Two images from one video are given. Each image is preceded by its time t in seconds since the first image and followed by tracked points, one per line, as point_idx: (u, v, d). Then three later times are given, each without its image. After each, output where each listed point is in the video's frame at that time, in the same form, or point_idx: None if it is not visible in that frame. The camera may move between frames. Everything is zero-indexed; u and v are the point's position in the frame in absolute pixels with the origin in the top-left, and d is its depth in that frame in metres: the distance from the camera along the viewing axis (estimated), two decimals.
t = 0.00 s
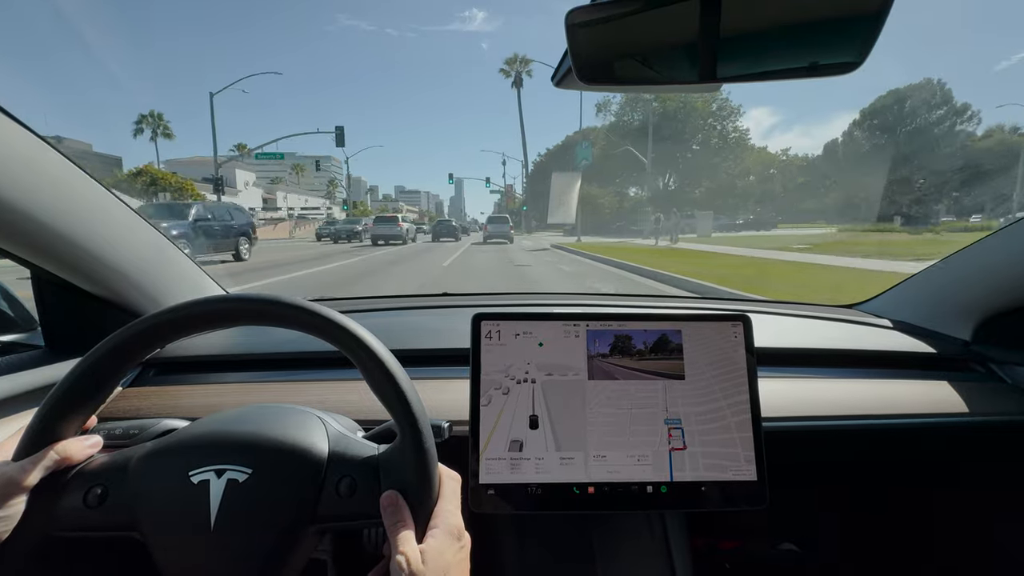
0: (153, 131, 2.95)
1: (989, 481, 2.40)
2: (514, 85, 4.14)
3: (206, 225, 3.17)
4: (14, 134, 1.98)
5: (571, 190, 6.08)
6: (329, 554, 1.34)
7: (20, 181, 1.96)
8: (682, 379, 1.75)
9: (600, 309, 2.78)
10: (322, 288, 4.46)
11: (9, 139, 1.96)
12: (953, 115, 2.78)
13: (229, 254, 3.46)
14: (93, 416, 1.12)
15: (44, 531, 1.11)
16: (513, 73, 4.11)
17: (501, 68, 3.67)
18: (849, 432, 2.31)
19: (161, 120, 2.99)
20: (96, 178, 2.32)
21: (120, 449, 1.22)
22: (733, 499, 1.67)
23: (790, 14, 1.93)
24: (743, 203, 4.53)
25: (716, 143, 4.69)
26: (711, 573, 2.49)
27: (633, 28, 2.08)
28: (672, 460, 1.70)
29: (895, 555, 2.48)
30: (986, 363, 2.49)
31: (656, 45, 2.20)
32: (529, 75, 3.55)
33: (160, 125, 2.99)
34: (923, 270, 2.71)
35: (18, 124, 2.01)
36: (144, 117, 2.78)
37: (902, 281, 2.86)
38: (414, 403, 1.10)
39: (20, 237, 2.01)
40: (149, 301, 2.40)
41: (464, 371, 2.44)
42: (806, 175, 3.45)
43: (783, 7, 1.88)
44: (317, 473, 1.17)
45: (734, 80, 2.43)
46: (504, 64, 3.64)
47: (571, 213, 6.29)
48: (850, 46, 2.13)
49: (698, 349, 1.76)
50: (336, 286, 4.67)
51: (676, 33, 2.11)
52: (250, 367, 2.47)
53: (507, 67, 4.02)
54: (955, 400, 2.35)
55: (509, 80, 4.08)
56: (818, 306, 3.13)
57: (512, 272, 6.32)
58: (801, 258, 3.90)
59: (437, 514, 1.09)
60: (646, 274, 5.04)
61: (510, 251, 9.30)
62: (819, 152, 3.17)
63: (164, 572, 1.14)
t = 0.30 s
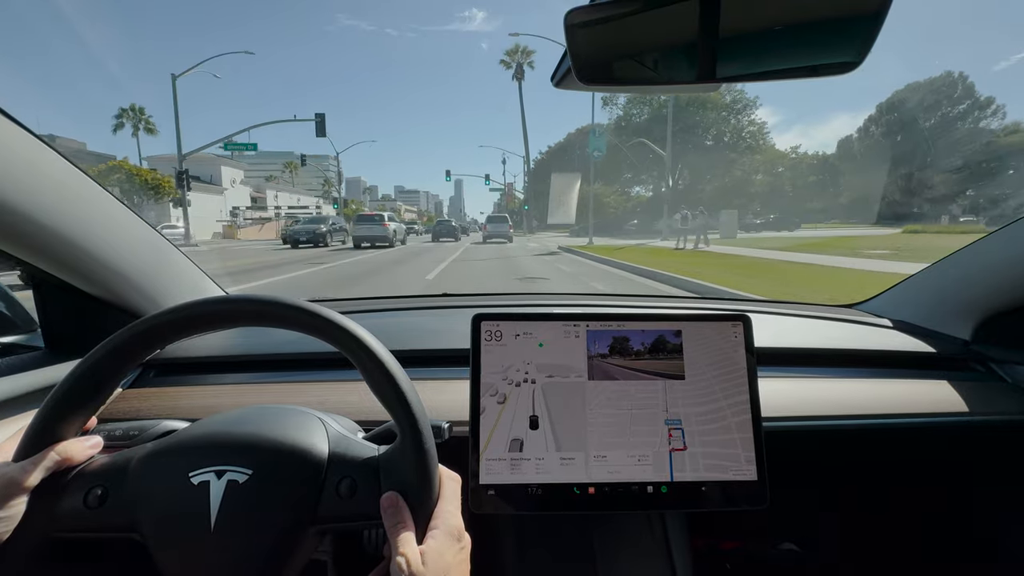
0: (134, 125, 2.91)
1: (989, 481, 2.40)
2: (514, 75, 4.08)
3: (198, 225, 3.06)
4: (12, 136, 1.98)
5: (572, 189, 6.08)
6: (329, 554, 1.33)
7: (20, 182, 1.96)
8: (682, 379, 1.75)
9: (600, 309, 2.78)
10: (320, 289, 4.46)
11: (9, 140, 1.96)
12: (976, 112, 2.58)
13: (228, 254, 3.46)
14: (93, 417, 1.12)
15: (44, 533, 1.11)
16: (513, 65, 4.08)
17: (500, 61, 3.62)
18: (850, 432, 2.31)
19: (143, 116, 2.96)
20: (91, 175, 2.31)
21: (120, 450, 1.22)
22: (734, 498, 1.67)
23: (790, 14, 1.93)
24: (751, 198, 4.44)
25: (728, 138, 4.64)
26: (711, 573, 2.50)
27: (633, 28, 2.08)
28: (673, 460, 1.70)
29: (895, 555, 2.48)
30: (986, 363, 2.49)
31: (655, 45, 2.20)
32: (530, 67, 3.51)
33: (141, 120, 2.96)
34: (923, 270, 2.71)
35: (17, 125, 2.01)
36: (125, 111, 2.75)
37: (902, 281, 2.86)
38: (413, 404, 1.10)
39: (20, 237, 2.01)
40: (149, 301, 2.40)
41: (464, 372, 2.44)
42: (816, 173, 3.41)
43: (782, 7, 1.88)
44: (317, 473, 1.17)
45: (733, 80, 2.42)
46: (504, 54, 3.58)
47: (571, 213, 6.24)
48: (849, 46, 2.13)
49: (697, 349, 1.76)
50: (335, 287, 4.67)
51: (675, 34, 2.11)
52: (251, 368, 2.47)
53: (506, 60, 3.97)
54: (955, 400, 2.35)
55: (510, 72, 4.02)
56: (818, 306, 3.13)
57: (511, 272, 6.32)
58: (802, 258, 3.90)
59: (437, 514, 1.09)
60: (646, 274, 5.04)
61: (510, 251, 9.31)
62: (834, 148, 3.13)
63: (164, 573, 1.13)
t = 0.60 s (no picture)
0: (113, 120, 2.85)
1: (989, 480, 2.40)
2: (513, 66, 4.06)
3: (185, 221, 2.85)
4: (10, 135, 1.97)
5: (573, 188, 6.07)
6: (330, 555, 1.33)
7: (20, 183, 1.96)
8: (682, 379, 1.75)
9: (600, 309, 2.78)
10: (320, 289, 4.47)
11: (9, 141, 1.96)
12: (1000, 107, 2.44)
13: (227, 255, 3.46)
14: (94, 417, 1.12)
15: (45, 533, 1.11)
16: (513, 56, 4.05)
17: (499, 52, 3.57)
18: (850, 431, 2.31)
19: (122, 109, 2.91)
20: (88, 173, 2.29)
21: (121, 450, 1.23)
22: (734, 498, 1.67)
23: (790, 13, 1.93)
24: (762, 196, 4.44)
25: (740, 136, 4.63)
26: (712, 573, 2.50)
27: (632, 28, 2.08)
28: (673, 459, 1.70)
29: (895, 554, 2.48)
30: (985, 361, 2.49)
31: (654, 44, 2.20)
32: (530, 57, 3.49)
33: (120, 115, 2.91)
34: (924, 269, 2.71)
35: (17, 126, 2.01)
36: (103, 105, 2.72)
37: (902, 280, 2.86)
38: (413, 405, 1.10)
39: (20, 237, 2.01)
40: (149, 301, 2.41)
41: (464, 372, 2.45)
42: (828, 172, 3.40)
43: (782, 7, 1.88)
44: (317, 473, 1.17)
45: (733, 79, 2.42)
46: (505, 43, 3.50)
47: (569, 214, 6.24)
48: (849, 45, 2.14)
49: (698, 349, 1.76)
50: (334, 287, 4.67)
51: (674, 34, 2.11)
52: (251, 368, 2.47)
53: (505, 52, 3.96)
54: (955, 399, 2.35)
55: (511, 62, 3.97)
56: (818, 305, 3.13)
57: (511, 272, 6.32)
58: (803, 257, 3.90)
59: (437, 516, 1.09)
60: (646, 274, 5.04)
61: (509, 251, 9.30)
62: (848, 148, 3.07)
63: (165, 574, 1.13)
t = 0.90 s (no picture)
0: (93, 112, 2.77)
1: (987, 479, 2.41)
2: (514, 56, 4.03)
3: (167, 208, 2.66)
4: (7, 130, 1.96)
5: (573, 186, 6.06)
6: (329, 552, 1.34)
7: (19, 180, 1.96)
8: (682, 377, 1.76)
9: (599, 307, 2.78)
10: (320, 288, 4.47)
11: (10, 139, 1.96)
12: None
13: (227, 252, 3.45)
14: (94, 415, 1.12)
15: (46, 531, 1.12)
16: (514, 47, 4.03)
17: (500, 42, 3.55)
18: (849, 430, 2.31)
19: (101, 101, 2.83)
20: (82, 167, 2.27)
21: (120, 448, 1.23)
22: (733, 496, 1.68)
23: (790, 11, 1.93)
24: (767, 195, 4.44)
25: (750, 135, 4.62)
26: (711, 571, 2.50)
27: (632, 26, 2.09)
28: (672, 457, 1.70)
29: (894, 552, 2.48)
30: (985, 360, 2.50)
31: (654, 42, 2.20)
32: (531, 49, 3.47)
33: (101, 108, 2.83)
34: (924, 267, 2.71)
35: (17, 124, 2.01)
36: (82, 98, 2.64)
37: (901, 279, 2.86)
38: (413, 403, 1.10)
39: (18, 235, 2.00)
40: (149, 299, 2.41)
41: (463, 370, 2.45)
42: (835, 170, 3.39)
43: (783, 5, 1.88)
44: (317, 471, 1.17)
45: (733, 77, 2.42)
46: (505, 33, 3.47)
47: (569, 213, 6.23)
48: (849, 43, 2.14)
49: (697, 347, 1.76)
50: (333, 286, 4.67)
51: (675, 32, 2.12)
52: (250, 366, 2.47)
53: (505, 42, 3.92)
54: (954, 398, 2.35)
55: (512, 52, 3.95)
56: (817, 304, 3.13)
57: (511, 271, 6.32)
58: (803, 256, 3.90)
59: (436, 513, 1.10)
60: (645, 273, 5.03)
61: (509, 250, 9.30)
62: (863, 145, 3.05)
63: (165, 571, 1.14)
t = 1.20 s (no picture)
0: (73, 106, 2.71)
1: (984, 483, 2.41)
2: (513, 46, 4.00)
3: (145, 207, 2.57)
4: (6, 129, 1.97)
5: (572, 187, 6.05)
6: (323, 555, 1.33)
7: (18, 179, 1.97)
8: (679, 380, 1.75)
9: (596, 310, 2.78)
10: (317, 288, 4.46)
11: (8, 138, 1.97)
12: None
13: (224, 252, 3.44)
14: (88, 414, 1.12)
15: (40, 528, 1.11)
16: (513, 36, 3.99)
17: (499, 29, 3.57)
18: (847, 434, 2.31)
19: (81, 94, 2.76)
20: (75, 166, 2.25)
21: (115, 446, 1.22)
22: (729, 499, 1.67)
23: (789, 16, 1.93)
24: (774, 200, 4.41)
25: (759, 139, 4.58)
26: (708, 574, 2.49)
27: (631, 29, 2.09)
28: (668, 460, 1.70)
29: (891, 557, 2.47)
30: (982, 365, 2.49)
31: (653, 45, 2.20)
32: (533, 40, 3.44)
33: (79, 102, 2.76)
34: (922, 271, 2.71)
35: (15, 123, 2.02)
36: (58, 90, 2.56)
37: (899, 284, 2.86)
38: (408, 405, 1.10)
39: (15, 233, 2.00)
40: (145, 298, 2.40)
41: (460, 372, 2.44)
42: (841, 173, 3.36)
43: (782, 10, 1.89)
44: (311, 473, 1.16)
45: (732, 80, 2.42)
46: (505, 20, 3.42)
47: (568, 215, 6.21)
48: (846, 49, 2.14)
49: (694, 351, 1.76)
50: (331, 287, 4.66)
51: (673, 36, 2.12)
52: (246, 367, 2.46)
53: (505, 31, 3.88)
54: (951, 402, 2.35)
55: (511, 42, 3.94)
56: (815, 308, 3.13)
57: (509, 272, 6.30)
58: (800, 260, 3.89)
59: (431, 518, 1.09)
60: (643, 275, 5.03)
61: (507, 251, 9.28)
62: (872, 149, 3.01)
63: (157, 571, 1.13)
